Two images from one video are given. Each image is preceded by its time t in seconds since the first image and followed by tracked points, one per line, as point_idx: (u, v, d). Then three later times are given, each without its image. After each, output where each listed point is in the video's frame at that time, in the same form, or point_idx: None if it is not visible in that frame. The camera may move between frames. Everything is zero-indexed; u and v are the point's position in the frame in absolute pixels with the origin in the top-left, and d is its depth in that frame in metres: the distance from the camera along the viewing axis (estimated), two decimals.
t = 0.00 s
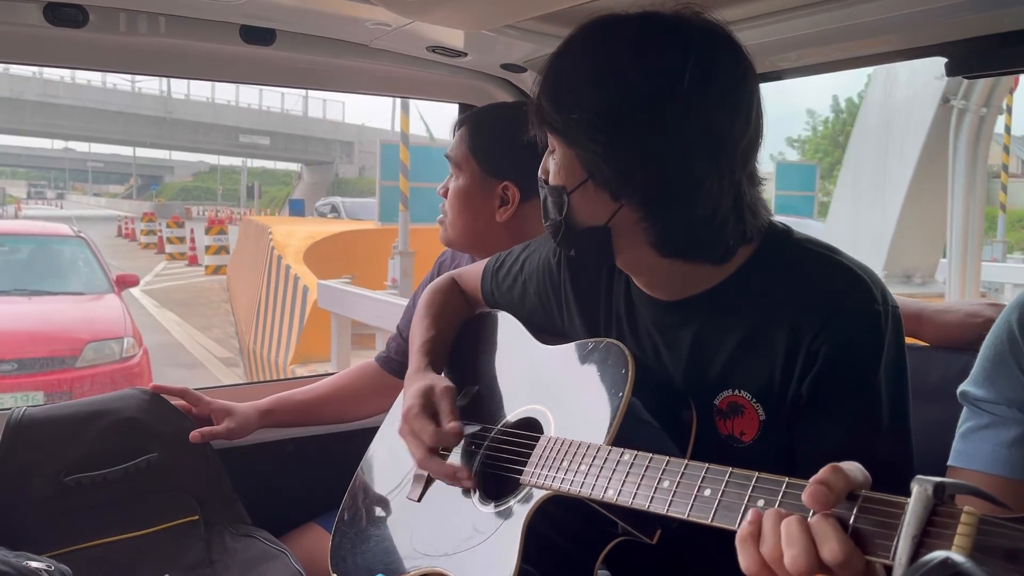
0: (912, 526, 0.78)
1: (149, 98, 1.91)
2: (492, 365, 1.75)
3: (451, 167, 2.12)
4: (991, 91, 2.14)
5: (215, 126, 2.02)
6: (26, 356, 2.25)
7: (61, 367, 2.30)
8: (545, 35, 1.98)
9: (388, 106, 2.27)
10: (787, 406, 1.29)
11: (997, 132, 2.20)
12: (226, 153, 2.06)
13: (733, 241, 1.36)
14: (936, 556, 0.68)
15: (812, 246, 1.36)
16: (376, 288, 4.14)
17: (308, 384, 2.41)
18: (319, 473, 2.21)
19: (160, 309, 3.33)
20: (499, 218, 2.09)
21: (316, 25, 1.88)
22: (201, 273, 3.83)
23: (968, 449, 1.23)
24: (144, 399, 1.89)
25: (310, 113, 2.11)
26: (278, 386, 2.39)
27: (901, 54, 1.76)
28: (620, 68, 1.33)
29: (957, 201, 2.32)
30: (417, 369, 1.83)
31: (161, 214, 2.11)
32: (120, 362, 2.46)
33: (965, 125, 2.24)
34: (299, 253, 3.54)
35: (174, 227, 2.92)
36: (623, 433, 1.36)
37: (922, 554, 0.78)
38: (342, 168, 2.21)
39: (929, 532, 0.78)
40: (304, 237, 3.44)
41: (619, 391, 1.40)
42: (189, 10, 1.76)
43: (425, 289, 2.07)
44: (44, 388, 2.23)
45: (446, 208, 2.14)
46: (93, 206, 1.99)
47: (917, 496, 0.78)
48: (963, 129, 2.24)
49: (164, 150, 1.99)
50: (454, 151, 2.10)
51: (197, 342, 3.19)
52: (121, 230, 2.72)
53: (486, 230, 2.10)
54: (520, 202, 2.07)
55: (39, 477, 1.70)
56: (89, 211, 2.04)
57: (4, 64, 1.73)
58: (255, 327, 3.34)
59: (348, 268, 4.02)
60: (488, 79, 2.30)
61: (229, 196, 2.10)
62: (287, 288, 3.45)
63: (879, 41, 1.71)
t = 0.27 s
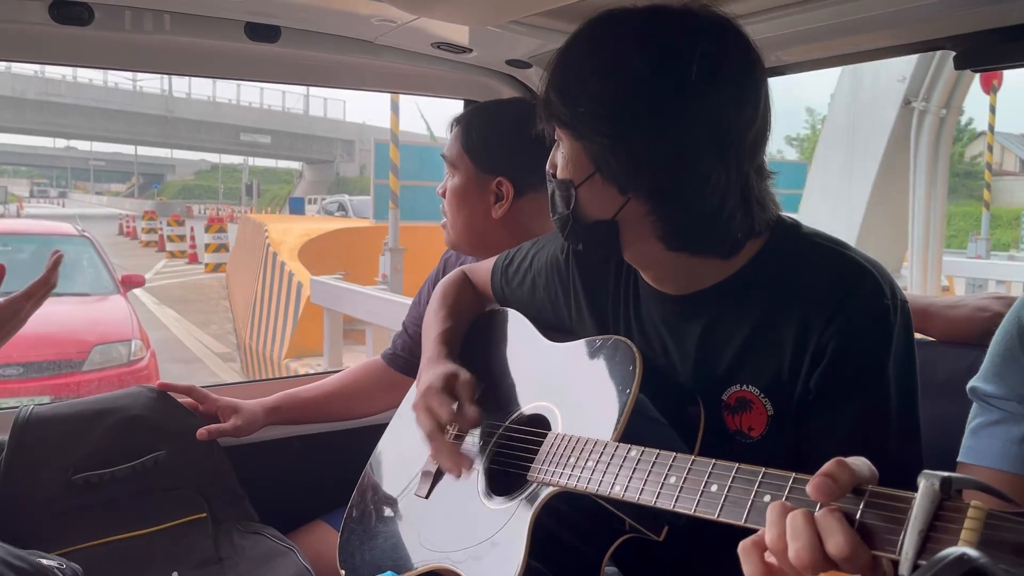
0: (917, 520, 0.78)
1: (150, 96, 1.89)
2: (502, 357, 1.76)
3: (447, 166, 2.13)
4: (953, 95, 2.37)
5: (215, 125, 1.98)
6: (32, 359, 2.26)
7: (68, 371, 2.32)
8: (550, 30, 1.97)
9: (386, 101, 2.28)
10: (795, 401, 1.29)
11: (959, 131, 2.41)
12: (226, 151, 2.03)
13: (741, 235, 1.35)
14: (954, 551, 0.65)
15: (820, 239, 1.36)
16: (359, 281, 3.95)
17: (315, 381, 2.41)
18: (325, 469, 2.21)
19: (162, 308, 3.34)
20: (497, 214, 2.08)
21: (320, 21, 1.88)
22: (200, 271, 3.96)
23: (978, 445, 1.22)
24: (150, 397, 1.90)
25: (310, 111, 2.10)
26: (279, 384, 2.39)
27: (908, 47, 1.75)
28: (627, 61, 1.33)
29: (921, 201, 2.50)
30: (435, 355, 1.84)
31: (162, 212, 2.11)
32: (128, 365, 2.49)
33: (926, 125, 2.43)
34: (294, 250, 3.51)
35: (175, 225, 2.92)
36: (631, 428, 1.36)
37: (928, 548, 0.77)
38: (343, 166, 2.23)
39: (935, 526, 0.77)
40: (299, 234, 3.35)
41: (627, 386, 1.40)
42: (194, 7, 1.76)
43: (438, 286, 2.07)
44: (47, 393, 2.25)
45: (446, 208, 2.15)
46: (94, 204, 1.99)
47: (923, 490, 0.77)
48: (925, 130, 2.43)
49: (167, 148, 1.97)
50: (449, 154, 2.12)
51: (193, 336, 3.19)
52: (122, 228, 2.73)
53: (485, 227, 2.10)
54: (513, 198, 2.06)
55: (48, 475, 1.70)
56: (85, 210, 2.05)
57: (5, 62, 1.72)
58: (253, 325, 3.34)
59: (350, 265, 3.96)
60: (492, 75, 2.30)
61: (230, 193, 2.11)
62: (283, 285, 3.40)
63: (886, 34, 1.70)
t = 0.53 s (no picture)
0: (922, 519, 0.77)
1: (150, 96, 1.90)
2: (507, 359, 1.76)
3: (448, 171, 2.13)
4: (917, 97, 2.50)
5: (215, 124, 2.00)
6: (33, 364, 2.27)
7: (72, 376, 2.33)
8: (556, 31, 1.97)
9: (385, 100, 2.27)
10: (796, 401, 1.29)
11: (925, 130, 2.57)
12: (225, 150, 2.05)
13: (743, 237, 1.35)
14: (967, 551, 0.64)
15: (821, 240, 1.36)
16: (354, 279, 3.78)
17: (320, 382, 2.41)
18: (331, 469, 2.21)
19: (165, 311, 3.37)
20: (498, 217, 2.08)
21: (327, 23, 1.89)
22: (199, 271, 3.97)
23: (985, 446, 1.21)
24: (158, 398, 1.91)
25: (310, 111, 2.10)
26: (284, 385, 2.40)
27: (915, 47, 1.75)
28: (624, 67, 1.33)
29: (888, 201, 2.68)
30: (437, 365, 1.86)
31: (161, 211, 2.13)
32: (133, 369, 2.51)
33: (892, 126, 2.58)
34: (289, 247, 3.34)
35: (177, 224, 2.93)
36: (637, 429, 1.36)
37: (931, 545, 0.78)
38: (342, 164, 2.24)
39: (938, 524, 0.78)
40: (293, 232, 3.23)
41: (630, 387, 1.40)
42: (201, 10, 1.77)
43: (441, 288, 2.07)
44: (53, 398, 2.25)
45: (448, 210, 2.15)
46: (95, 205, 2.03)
47: (927, 486, 0.77)
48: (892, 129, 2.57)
49: (165, 147, 2.00)
50: (451, 156, 2.13)
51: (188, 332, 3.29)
52: (125, 228, 2.74)
53: (486, 229, 2.10)
54: (515, 199, 2.06)
55: (57, 476, 1.71)
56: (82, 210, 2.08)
57: (5, 63, 1.73)
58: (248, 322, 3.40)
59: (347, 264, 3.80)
60: (498, 76, 2.30)
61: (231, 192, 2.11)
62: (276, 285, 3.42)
63: (892, 34, 1.69)
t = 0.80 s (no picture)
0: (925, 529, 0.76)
1: (147, 95, 1.90)
2: (504, 359, 1.75)
3: (442, 172, 2.13)
4: (882, 98, 2.65)
5: (213, 123, 1.99)
6: (33, 369, 2.26)
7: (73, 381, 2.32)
8: (552, 29, 1.97)
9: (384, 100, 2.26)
10: (797, 403, 1.28)
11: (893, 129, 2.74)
12: (223, 150, 2.03)
13: (741, 236, 1.35)
14: (953, 547, 0.64)
15: (821, 240, 1.36)
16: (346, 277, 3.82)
17: (316, 381, 2.41)
18: (329, 468, 2.21)
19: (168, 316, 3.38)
20: (493, 216, 2.08)
21: (322, 22, 1.88)
22: (195, 269, 4.04)
23: (979, 443, 1.21)
24: (155, 397, 1.91)
25: (307, 110, 2.09)
26: (281, 383, 2.40)
27: (911, 45, 1.74)
28: (626, 62, 1.33)
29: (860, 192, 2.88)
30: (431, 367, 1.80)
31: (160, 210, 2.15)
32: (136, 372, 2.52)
33: (859, 127, 2.74)
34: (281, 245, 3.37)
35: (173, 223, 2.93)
36: (635, 431, 1.36)
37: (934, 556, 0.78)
38: (339, 163, 2.25)
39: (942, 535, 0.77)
40: (285, 232, 3.28)
41: (631, 388, 1.40)
42: (197, 9, 1.76)
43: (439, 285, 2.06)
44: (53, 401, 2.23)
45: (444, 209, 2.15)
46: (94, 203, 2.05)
47: (929, 499, 0.76)
48: (859, 128, 2.73)
49: (164, 147, 1.97)
50: (445, 157, 2.12)
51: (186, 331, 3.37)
52: (120, 227, 2.74)
53: (483, 228, 2.10)
54: (510, 199, 2.06)
55: (52, 475, 1.71)
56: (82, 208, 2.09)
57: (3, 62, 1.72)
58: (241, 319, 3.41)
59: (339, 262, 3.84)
60: (495, 74, 2.30)
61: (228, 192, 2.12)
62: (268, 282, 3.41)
63: (888, 31, 1.69)
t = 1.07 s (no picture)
0: (933, 525, 0.77)
1: (144, 94, 1.90)
2: (501, 354, 1.76)
3: (440, 166, 2.13)
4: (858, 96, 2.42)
5: (210, 122, 1.97)
6: (37, 376, 2.23)
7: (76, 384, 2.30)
8: (549, 23, 1.96)
9: (383, 96, 2.24)
10: (801, 400, 1.28)
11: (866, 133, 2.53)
12: (221, 148, 2.02)
13: (744, 229, 1.35)
14: (951, 540, 0.60)
15: (824, 236, 1.36)
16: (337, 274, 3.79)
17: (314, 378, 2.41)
18: (328, 466, 2.21)
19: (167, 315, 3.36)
20: (492, 211, 2.08)
21: (318, 17, 1.88)
22: (194, 267, 3.99)
23: (979, 434, 1.21)
24: (153, 394, 1.90)
25: (305, 108, 2.10)
26: (278, 380, 2.39)
27: (908, 38, 1.74)
28: (629, 54, 1.32)
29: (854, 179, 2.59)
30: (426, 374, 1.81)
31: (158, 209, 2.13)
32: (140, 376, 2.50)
33: (837, 125, 2.51)
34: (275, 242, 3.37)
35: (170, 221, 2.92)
36: (638, 423, 1.36)
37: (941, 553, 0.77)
38: (337, 162, 2.27)
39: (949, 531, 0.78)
40: (279, 228, 3.37)
41: (633, 384, 1.39)
42: (192, 5, 1.76)
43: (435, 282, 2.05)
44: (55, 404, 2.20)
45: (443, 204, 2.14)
46: (91, 202, 1.99)
47: (937, 494, 0.77)
48: (833, 129, 2.51)
49: (162, 145, 1.96)
50: (444, 151, 2.12)
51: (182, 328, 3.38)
52: (116, 226, 2.75)
53: (483, 224, 2.10)
54: (508, 193, 2.06)
55: (50, 473, 1.70)
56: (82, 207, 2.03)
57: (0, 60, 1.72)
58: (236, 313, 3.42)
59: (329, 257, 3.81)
60: (492, 70, 2.29)
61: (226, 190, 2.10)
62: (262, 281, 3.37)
63: (885, 23, 1.68)
